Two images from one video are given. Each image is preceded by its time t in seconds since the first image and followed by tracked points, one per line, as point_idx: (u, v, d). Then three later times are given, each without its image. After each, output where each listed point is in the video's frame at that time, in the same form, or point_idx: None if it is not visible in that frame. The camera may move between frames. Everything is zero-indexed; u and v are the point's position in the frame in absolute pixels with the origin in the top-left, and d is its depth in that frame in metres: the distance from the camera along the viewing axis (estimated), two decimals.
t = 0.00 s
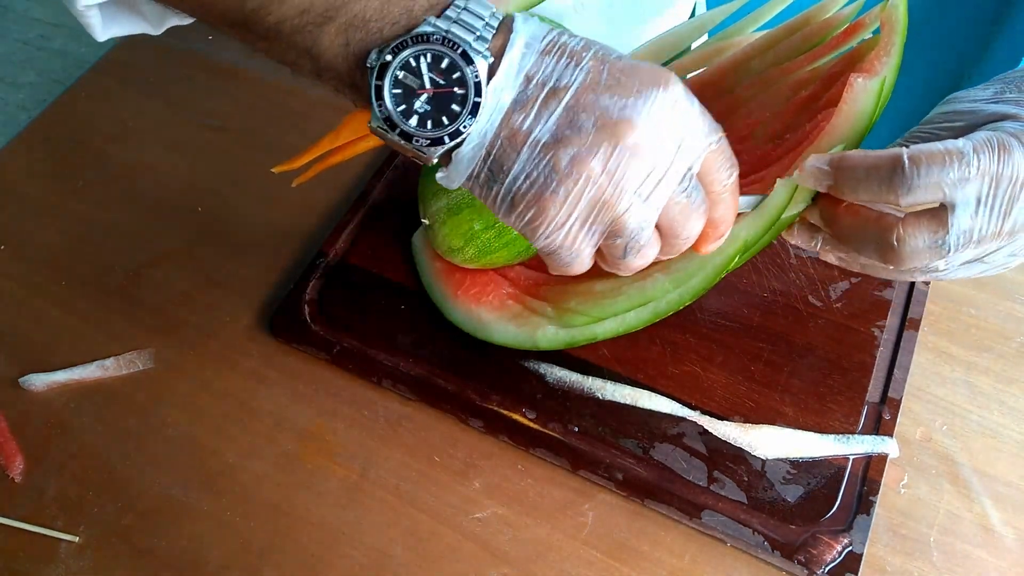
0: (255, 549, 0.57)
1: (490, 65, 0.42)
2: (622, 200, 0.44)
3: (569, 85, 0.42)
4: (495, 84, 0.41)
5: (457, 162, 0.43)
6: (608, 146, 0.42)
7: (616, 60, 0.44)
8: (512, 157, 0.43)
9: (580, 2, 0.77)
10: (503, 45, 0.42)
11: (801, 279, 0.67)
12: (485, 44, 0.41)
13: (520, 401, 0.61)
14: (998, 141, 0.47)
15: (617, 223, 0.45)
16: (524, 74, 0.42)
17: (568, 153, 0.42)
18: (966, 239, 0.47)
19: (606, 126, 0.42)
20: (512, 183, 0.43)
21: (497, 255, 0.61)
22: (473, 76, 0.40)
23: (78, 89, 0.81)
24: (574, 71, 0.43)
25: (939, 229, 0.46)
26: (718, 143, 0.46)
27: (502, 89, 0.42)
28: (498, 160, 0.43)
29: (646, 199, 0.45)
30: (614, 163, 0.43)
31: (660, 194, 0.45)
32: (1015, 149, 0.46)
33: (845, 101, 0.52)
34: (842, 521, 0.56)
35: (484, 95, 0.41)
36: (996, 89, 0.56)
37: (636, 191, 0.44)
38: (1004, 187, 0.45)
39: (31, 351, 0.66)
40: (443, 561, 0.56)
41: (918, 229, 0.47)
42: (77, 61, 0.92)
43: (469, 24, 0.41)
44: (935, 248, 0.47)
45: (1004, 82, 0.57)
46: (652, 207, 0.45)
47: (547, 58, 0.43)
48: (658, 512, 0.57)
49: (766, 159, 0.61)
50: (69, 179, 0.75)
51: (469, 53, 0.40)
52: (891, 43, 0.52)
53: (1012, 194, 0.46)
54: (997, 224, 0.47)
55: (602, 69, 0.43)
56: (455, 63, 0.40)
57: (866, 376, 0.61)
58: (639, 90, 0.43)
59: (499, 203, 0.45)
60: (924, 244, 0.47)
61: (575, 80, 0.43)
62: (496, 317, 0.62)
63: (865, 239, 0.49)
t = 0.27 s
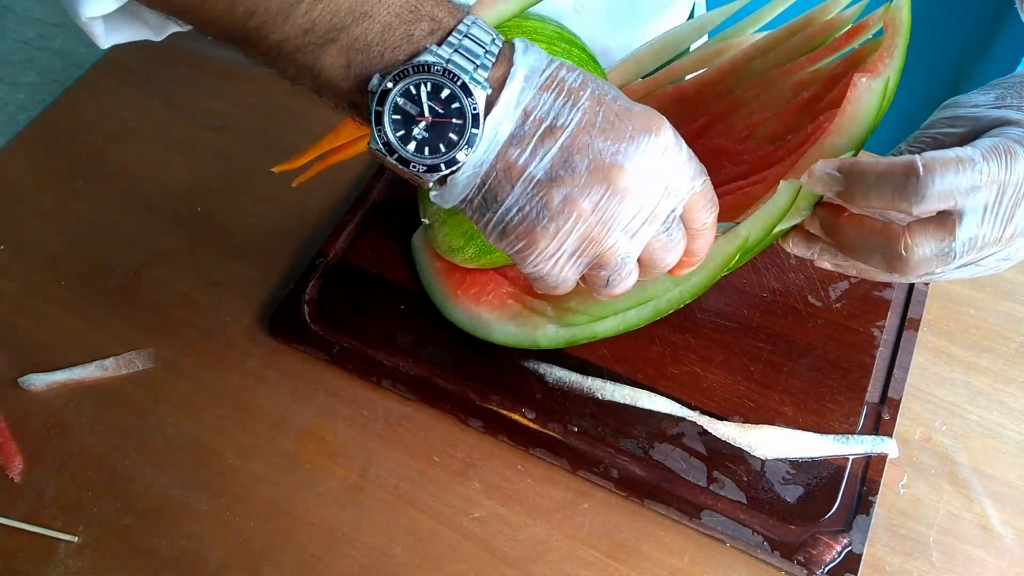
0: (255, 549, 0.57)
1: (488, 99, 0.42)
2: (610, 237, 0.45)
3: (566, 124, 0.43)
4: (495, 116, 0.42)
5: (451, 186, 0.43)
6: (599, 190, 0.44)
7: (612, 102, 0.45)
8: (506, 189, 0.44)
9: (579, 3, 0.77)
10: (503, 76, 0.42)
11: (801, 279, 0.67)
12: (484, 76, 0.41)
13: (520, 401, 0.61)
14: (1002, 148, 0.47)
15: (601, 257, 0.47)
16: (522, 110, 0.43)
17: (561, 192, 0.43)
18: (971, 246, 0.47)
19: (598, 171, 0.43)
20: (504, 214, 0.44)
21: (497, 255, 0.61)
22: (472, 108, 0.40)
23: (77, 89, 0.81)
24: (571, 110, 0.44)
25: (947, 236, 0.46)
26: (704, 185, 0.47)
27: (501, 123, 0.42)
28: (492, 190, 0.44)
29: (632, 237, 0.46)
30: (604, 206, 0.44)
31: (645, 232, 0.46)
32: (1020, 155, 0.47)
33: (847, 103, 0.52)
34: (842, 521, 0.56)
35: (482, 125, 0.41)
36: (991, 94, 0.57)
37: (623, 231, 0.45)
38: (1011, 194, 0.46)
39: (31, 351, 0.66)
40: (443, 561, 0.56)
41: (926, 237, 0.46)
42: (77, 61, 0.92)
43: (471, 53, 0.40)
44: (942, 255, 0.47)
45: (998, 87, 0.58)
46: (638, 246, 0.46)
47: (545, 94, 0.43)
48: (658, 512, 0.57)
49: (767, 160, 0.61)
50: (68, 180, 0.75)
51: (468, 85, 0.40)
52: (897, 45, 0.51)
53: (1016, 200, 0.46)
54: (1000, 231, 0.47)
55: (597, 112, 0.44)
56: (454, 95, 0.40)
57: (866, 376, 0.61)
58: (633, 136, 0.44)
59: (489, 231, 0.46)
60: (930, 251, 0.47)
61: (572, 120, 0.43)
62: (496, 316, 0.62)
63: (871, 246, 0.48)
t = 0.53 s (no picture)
0: (229, 561, 0.57)
1: (419, 139, 0.44)
2: (524, 274, 0.49)
3: (491, 170, 0.46)
4: (424, 157, 0.44)
5: (378, 218, 0.46)
6: (516, 233, 0.48)
7: (535, 148, 0.48)
8: (432, 226, 0.47)
9: (553, 9, 0.78)
10: (434, 117, 0.44)
11: (771, 281, 0.67)
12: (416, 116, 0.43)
13: (494, 406, 0.61)
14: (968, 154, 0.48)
15: (517, 292, 0.51)
16: (450, 152, 0.45)
17: (482, 232, 0.47)
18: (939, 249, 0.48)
19: (516, 216, 0.47)
20: (428, 249, 0.48)
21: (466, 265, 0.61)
22: (401, 147, 0.42)
23: (44, 98, 0.80)
24: (497, 155, 0.47)
25: (916, 241, 0.47)
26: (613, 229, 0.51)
27: (430, 166, 0.44)
28: (417, 226, 0.47)
29: (545, 275, 0.50)
30: (520, 248, 0.48)
31: (557, 271, 0.50)
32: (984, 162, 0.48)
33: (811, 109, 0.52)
34: (813, 521, 0.56)
35: (410, 168, 0.43)
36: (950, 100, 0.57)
37: (537, 270, 0.49)
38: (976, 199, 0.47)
39: None
40: (419, 569, 0.56)
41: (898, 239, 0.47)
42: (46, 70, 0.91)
43: (403, 95, 0.42)
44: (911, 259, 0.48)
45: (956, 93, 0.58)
46: (549, 282, 0.51)
47: (472, 138, 0.46)
48: (633, 515, 0.57)
49: (734, 165, 0.61)
50: (36, 189, 0.74)
51: (400, 125, 0.41)
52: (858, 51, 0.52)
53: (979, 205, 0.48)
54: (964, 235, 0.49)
55: (517, 158, 0.47)
56: (385, 134, 0.41)
57: (835, 376, 0.62)
58: (551, 183, 0.48)
59: (411, 262, 0.49)
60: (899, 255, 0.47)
61: (496, 165, 0.47)
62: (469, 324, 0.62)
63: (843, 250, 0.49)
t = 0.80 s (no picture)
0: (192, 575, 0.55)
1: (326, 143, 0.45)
2: (428, 283, 0.52)
3: (400, 181, 0.49)
4: (330, 160, 0.45)
5: (285, 215, 0.47)
6: (421, 249, 0.50)
7: (451, 161, 0.50)
8: (337, 229, 0.49)
9: (520, 11, 0.76)
10: (349, 118, 0.45)
11: (739, 283, 0.68)
12: (325, 117, 0.44)
13: (464, 412, 0.61)
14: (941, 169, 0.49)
15: (423, 300, 0.53)
16: (363, 157, 0.47)
17: (386, 243, 0.50)
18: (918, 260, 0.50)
19: (424, 231, 0.50)
20: (334, 251, 0.50)
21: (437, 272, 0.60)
22: (305, 147, 0.43)
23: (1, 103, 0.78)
24: (410, 166, 0.49)
25: (897, 253, 0.48)
26: (528, 244, 0.53)
27: (337, 173, 0.46)
28: (323, 227, 0.49)
29: (450, 287, 0.52)
30: (427, 263, 0.51)
31: (463, 283, 0.53)
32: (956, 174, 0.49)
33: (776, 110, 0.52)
34: (783, 521, 0.56)
35: (315, 169, 0.44)
36: (917, 107, 0.58)
37: (442, 282, 0.52)
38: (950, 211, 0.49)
39: None
40: None
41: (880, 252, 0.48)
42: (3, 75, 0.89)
43: (311, 97, 0.43)
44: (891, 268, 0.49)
45: (921, 100, 0.59)
46: (454, 295, 0.53)
47: (387, 146, 0.47)
48: (604, 519, 0.57)
49: (700, 164, 0.61)
50: None
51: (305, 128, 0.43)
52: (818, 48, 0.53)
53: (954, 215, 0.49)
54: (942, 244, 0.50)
55: (432, 173, 0.49)
56: (291, 135, 0.42)
57: (802, 377, 0.63)
58: (461, 200, 0.50)
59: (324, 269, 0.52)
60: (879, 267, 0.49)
61: (407, 177, 0.49)
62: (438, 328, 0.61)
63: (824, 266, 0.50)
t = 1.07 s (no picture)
0: None
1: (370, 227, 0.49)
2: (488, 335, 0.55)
3: (435, 257, 0.52)
4: (371, 249, 0.49)
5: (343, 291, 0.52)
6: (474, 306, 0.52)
7: (479, 233, 0.52)
8: (386, 306, 0.54)
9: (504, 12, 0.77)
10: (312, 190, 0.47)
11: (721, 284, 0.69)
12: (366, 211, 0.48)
13: (449, 414, 0.61)
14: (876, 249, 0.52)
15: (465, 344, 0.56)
16: (397, 240, 0.51)
17: (429, 315, 0.53)
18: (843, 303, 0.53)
19: (468, 301, 0.52)
20: (383, 322, 0.55)
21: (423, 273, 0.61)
22: (348, 244, 0.47)
23: None
24: (442, 242, 0.51)
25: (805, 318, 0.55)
26: (542, 283, 0.52)
27: (377, 257, 0.50)
28: (374, 303, 0.54)
29: (494, 331, 0.55)
30: (495, 321, 0.53)
31: (499, 328, 0.55)
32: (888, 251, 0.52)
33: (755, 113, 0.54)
34: (766, 520, 0.57)
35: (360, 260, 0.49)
36: (889, 161, 0.56)
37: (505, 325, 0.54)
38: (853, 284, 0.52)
39: None
40: None
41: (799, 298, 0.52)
42: None
43: (351, 195, 0.47)
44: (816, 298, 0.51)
45: (886, 149, 0.58)
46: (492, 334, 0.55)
47: (418, 225, 0.51)
48: (589, 520, 0.57)
49: (682, 168, 0.63)
50: None
51: (347, 231, 0.47)
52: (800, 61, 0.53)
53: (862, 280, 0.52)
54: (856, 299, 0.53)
55: (449, 249, 0.52)
56: (331, 233, 0.47)
57: (784, 377, 0.64)
58: (492, 267, 0.52)
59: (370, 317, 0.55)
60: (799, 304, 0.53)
61: (440, 253, 0.52)
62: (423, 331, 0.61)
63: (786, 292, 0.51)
